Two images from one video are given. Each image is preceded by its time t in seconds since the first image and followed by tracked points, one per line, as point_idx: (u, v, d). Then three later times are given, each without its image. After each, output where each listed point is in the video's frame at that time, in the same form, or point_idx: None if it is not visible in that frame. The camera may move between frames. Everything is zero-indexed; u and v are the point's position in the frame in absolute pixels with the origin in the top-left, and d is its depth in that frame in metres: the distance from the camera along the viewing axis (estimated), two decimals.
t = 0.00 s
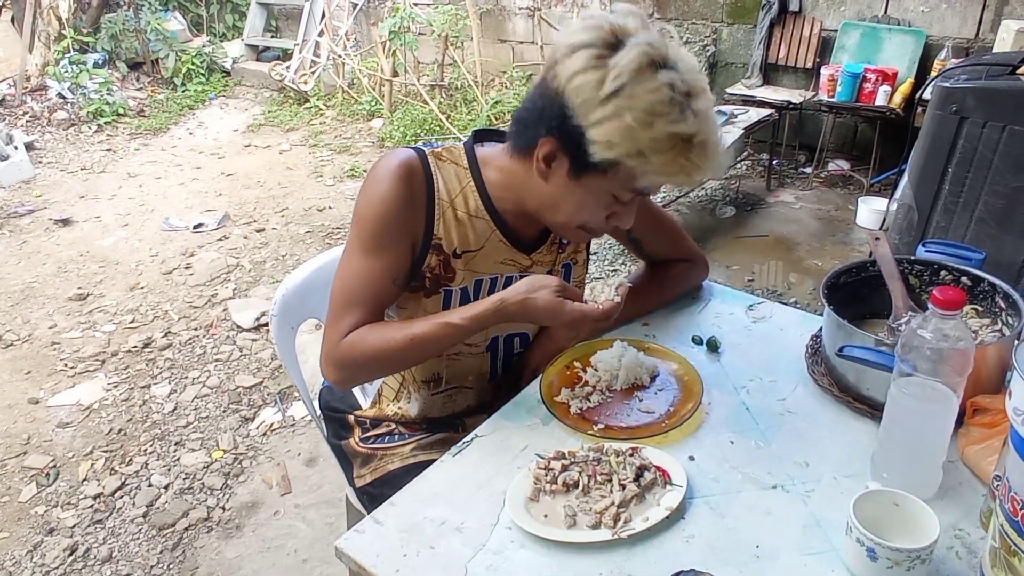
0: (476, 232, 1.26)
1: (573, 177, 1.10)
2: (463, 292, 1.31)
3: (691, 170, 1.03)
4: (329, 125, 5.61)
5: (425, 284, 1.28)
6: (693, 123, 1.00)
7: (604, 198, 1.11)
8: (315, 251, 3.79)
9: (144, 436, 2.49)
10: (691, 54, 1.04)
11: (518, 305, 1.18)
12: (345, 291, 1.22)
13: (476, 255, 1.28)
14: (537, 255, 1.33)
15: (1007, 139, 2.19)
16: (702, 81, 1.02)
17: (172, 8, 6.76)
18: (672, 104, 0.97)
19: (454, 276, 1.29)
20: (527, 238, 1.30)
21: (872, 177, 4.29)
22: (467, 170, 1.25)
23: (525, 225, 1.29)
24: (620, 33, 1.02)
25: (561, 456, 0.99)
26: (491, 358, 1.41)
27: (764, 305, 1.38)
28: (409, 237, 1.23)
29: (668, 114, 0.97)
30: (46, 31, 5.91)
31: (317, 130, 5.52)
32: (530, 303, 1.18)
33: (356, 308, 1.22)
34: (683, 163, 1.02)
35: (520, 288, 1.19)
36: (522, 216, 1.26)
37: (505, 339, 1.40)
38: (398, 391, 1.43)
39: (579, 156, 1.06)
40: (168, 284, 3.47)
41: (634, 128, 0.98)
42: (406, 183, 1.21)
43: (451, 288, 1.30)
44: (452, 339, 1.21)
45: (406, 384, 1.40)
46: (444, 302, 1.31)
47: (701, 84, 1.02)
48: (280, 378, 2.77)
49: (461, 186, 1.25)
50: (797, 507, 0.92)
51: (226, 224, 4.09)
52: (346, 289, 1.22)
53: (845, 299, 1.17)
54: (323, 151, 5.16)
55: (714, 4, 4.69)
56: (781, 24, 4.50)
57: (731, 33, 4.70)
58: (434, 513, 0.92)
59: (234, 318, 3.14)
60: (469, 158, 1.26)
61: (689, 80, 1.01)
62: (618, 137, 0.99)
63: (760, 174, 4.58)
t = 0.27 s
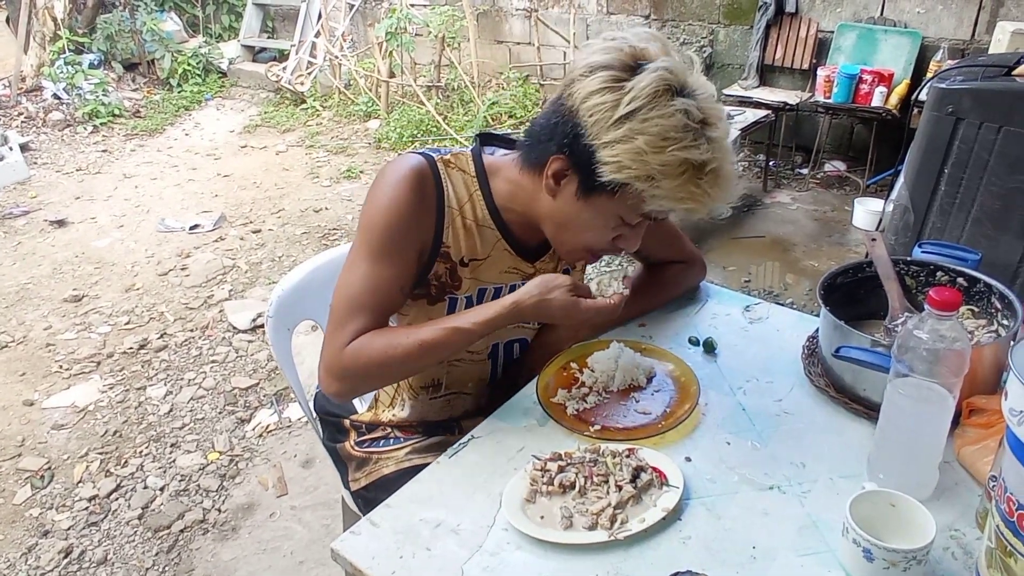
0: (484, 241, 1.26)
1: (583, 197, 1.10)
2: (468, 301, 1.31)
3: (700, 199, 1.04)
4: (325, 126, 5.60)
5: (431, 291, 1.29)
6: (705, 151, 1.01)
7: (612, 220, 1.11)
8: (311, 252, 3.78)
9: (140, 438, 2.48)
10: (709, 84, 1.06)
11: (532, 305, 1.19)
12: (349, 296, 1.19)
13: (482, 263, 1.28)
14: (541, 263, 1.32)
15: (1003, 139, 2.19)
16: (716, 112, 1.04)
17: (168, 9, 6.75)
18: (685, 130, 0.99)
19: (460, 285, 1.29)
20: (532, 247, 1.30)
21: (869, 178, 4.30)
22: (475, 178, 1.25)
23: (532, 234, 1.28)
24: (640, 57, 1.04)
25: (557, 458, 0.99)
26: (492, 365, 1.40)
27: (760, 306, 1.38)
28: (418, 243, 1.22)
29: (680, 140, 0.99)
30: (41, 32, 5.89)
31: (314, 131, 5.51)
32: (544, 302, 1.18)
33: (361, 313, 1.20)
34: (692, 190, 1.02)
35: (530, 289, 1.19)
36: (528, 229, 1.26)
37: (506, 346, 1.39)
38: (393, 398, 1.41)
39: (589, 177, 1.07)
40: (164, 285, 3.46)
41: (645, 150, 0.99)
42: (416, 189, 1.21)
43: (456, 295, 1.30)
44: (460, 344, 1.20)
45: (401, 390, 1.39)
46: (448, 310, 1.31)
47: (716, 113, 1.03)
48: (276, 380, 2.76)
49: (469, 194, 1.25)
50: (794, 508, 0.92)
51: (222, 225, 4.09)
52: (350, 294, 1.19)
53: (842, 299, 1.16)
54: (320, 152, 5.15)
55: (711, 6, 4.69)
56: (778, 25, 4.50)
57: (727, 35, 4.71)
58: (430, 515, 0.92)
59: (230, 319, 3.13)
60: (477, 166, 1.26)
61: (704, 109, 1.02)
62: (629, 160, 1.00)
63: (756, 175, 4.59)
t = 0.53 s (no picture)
0: (490, 246, 1.27)
1: (578, 193, 1.10)
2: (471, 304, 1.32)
3: (694, 169, 1.01)
4: (321, 125, 5.59)
5: (436, 295, 1.29)
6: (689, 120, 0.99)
7: (611, 212, 1.10)
8: (307, 252, 3.78)
9: (135, 438, 2.48)
10: (693, 69, 1.06)
11: (537, 282, 1.15)
12: (353, 286, 1.16)
13: (489, 269, 1.29)
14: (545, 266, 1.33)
15: (998, 139, 2.20)
16: (699, 86, 1.02)
17: (164, 7, 6.73)
18: (664, 101, 0.98)
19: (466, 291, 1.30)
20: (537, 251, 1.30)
21: (864, 177, 4.31)
22: (482, 183, 1.25)
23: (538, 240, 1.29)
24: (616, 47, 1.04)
25: (553, 457, 0.99)
26: (492, 368, 1.39)
27: (756, 305, 1.38)
28: (424, 241, 1.21)
29: (660, 108, 0.97)
30: (36, 31, 5.89)
31: (310, 130, 5.50)
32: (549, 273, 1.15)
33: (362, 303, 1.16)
34: (683, 160, 1.00)
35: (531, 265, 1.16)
36: (535, 236, 1.26)
37: (508, 350, 1.38)
38: (390, 399, 1.40)
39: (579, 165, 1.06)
40: (159, 285, 3.45)
41: (626, 125, 0.98)
42: (425, 188, 1.21)
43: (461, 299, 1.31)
44: (463, 327, 1.16)
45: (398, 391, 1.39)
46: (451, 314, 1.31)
47: (700, 88, 1.02)
48: (272, 380, 2.76)
49: (476, 199, 1.25)
50: (789, 508, 0.92)
51: (218, 225, 4.08)
52: (354, 284, 1.16)
53: (837, 299, 1.17)
54: (315, 152, 5.14)
55: (707, 5, 4.70)
56: (773, 25, 4.51)
57: (723, 34, 4.71)
58: (426, 515, 0.92)
59: (226, 319, 3.13)
60: (484, 171, 1.26)
61: (685, 84, 1.01)
62: (613, 136, 0.99)
63: (752, 175, 4.60)
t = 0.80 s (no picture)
0: (484, 240, 1.27)
1: (568, 199, 1.10)
2: (468, 300, 1.32)
3: (682, 196, 0.99)
4: (318, 126, 5.59)
5: (431, 289, 1.29)
6: (687, 145, 0.97)
7: (598, 225, 1.09)
8: (303, 253, 3.77)
9: (131, 440, 2.47)
10: (700, 86, 1.03)
11: (544, 308, 1.12)
12: (344, 278, 1.15)
13: (484, 262, 1.29)
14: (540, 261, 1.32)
15: (993, 140, 2.21)
16: (704, 109, 1.00)
17: (159, 8, 6.72)
18: (665, 123, 0.95)
19: (462, 284, 1.30)
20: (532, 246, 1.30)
21: (860, 178, 4.32)
22: (474, 176, 1.25)
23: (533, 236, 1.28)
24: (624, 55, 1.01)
25: (550, 459, 0.99)
26: (489, 366, 1.39)
27: (753, 305, 1.38)
28: (416, 234, 1.21)
29: (659, 129, 0.95)
30: (31, 32, 5.90)
31: (306, 131, 5.49)
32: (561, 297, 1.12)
33: (353, 293, 1.15)
34: (674, 184, 0.97)
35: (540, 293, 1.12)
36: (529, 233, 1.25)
37: (504, 349, 1.38)
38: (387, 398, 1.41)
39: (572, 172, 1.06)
40: (155, 286, 3.44)
41: (622, 141, 0.96)
42: (420, 184, 1.21)
43: (456, 294, 1.31)
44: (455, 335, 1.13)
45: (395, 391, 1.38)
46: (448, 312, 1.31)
47: (702, 110, 0.99)
48: (268, 381, 2.75)
49: (469, 192, 1.25)
50: (786, 509, 0.92)
51: (214, 226, 4.07)
52: (345, 276, 1.16)
53: (833, 299, 1.17)
54: (312, 153, 5.13)
55: (703, 6, 4.70)
56: (770, 25, 4.51)
57: (719, 35, 4.72)
58: (423, 517, 0.92)
59: (222, 321, 3.12)
60: (477, 165, 1.26)
61: (689, 105, 0.98)
62: (605, 149, 0.97)
63: (749, 175, 4.60)
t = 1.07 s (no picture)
0: (478, 236, 1.26)
1: (566, 207, 1.10)
2: (464, 296, 1.32)
3: (683, 208, 1.04)
4: (315, 127, 5.58)
5: (427, 287, 1.29)
6: (689, 162, 1.00)
7: (596, 228, 1.11)
8: (301, 253, 3.77)
9: (128, 440, 2.47)
10: (695, 91, 1.06)
11: (536, 333, 1.15)
12: (344, 289, 1.17)
13: (479, 259, 1.28)
14: (535, 257, 1.32)
15: (990, 141, 2.22)
16: (702, 121, 1.04)
17: (157, 9, 6.71)
18: (667, 143, 0.98)
19: (456, 280, 1.29)
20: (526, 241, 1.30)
21: (857, 178, 4.33)
22: (468, 174, 1.25)
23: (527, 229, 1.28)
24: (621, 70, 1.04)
25: (548, 459, 0.99)
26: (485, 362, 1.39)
27: (750, 306, 1.38)
28: (410, 237, 1.21)
29: (663, 151, 0.99)
30: (27, 32, 5.84)
31: (304, 131, 5.49)
32: (550, 327, 1.16)
33: (355, 305, 1.17)
34: (675, 201, 1.03)
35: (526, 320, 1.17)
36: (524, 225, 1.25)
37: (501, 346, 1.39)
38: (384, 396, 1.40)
39: (574, 186, 1.07)
40: (153, 287, 3.44)
41: (627, 164, 1.00)
42: (412, 186, 1.21)
43: (452, 290, 1.30)
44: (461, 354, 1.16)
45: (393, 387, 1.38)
46: (444, 308, 1.32)
47: (700, 122, 1.03)
48: (265, 382, 2.75)
49: (463, 190, 1.24)
50: (783, 508, 0.92)
51: (212, 226, 4.07)
52: (343, 288, 1.17)
53: (830, 300, 1.17)
54: (309, 153, 5.13)
55: (700, 6, 4.71)
56: (767, 26, 4.52)
57: (717, 36, 4.72)
58: (420, 517, 0.91)
59: (219, 321, 3.12)
60: (471, 163, 1.26)
61: (688, 118, 1.02)
62: (611, 171, 1.01)
63: (746, 176, 4.61)
